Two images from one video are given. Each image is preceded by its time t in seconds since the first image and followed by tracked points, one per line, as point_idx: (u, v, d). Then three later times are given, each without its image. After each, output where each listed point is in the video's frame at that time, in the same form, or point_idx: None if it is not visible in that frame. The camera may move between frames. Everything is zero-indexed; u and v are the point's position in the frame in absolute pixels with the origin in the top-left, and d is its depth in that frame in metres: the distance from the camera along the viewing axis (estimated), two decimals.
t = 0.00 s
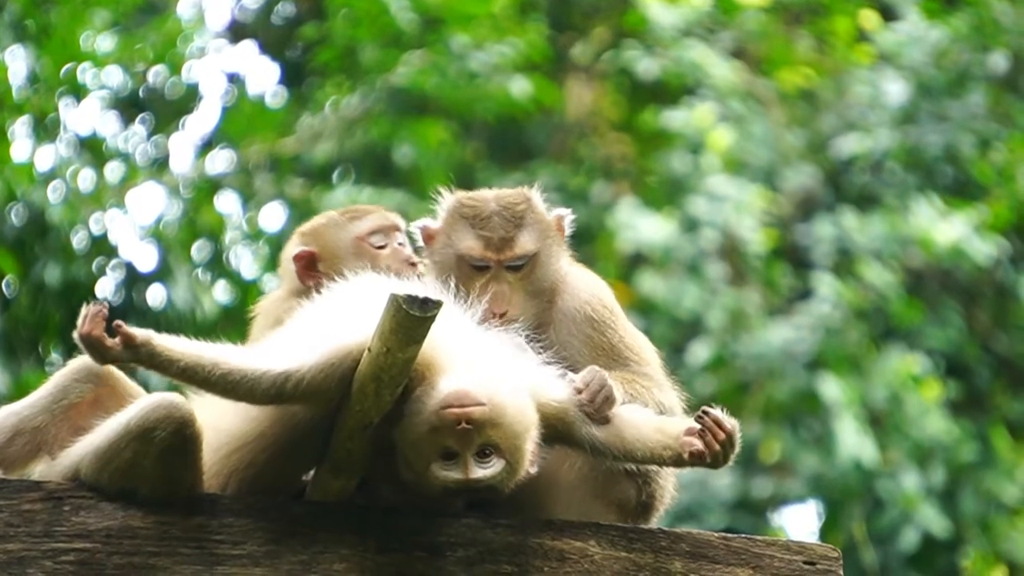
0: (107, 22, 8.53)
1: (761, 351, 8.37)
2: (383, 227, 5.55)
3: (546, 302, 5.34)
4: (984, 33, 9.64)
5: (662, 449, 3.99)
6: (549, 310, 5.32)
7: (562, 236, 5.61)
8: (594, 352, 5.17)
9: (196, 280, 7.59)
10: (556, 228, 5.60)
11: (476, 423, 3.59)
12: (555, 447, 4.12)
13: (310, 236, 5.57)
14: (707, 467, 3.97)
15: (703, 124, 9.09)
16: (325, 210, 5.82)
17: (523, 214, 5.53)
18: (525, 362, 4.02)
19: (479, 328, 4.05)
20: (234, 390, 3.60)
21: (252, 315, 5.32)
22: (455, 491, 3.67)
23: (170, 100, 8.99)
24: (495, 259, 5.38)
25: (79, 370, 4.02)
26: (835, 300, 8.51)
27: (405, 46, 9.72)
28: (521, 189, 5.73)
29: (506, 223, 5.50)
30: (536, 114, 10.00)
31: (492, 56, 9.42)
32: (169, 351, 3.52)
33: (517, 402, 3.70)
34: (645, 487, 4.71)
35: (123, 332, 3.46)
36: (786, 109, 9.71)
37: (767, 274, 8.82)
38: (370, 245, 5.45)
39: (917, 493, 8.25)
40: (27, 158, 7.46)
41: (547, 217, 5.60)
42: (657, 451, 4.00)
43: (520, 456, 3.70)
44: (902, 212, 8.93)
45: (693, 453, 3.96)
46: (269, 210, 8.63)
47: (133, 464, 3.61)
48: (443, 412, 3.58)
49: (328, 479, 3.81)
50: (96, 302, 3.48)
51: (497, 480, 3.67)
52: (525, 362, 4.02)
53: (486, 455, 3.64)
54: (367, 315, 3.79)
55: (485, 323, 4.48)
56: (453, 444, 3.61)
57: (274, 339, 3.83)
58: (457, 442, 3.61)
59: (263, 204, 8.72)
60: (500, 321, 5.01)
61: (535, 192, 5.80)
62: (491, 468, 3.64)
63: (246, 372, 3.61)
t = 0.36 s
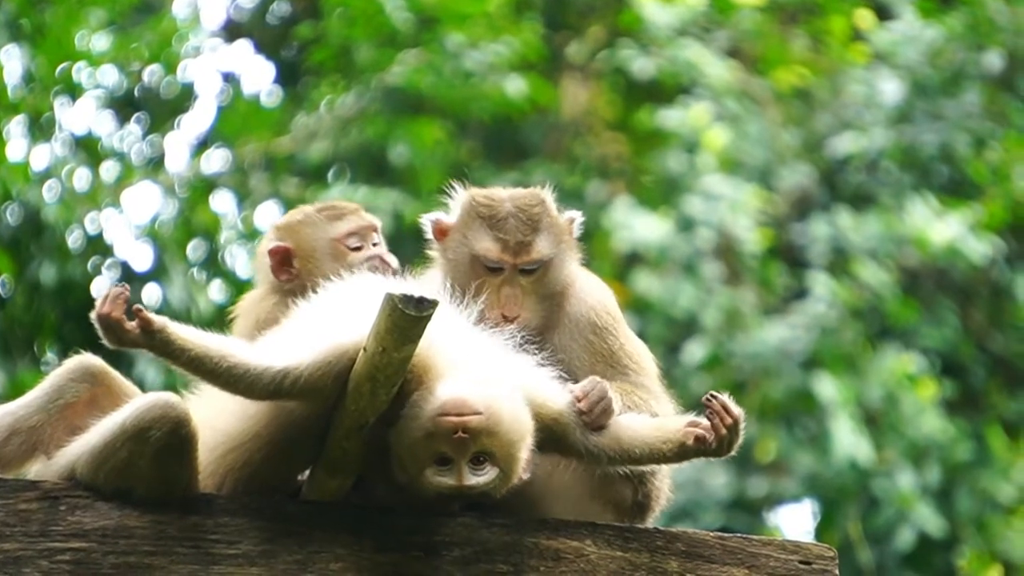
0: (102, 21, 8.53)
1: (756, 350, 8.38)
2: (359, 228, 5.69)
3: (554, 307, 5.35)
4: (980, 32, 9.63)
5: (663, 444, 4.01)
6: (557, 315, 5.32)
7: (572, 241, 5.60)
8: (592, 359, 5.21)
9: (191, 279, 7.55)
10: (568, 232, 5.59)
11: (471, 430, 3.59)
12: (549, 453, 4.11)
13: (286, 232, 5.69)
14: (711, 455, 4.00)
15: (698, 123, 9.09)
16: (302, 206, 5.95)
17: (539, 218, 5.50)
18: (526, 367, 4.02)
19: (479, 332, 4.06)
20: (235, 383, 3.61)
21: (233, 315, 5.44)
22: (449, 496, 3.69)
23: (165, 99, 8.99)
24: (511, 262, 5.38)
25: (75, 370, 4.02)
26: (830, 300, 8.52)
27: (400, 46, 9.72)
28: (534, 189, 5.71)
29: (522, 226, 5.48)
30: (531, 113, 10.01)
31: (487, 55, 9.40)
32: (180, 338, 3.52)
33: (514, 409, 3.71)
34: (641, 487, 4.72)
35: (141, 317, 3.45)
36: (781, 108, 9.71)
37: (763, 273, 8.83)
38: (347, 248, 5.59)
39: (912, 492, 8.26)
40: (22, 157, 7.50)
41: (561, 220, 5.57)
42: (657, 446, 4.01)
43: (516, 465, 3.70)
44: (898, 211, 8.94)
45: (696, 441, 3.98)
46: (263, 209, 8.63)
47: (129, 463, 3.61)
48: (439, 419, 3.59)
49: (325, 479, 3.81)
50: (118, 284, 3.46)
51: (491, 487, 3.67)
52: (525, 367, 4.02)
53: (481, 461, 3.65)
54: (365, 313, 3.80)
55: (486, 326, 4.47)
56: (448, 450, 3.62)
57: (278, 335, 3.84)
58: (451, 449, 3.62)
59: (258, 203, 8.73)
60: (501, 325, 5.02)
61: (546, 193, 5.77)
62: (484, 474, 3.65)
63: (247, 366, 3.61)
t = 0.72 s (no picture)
0: (98, 19, 8.53)
1: (753, 348, 8.39)
2: (342, 222, 5.67)
3: (548, 307, 5.34)
4: (977, 30, 9.66)
5: (663, 449, 3.99)
6: (551, 315, 5.32)
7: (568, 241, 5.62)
8: (587, 359, 5.19)
9: (188, 277, 7.52)
10: (563, 233, 5.62)
11: (469, 432, 3.60)
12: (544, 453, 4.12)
13: (269, 227, 5.70)
14: (713, 464, 3.99)
15: (695, 121, 9.09)
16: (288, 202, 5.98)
17: (534, 218, 5.55)
18: (522, 366, 4.03)
19: (476, 331, 4.06)
20: (234, 381, 3.61)
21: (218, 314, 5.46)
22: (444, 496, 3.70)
23: (162, 97, 8.91)
24: (503, 262, 5.40)
25: (72, 368, 4.04)
26: (826, 298, 8.53)
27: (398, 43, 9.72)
28: (530, 190, 5.75)
29: (516, 226, 5.51)
30: (528, 111, 10.01)
31: (485, 53, 9.39)
32: (181, 336, 3.51)
33: (513, 412, 3.71)
34: (638, 484, 4.73)
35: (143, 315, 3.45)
36: (779, 106, 9.70)
37: (760, 271, 8.83)
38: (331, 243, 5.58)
39: (909, 490, 8.27)
40: (20, 155, 7.51)
41: (555, 220, 5.62)
42: (656, 450, 4.00)
43: (512, 466, 3.71)
44: (895, 209, 8.94)
45: (699, 449, 3.96)
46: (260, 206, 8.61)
47: (126, 461, 3.61)
48: (437, 421, 3.59)
49: (321, 478, 3.82)
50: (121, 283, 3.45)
51: (486, 488, 3.69)
52: (521, 366, 4.03)
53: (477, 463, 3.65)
54: (362, 312, 3.81)
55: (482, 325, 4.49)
56: (445, 450, 3.62)
57: (275, 333, 3.84)
58: (448, 449, 3.62)
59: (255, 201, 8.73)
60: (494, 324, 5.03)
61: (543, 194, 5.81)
62: (480, 475, 3.66)
63: (246, 364, 3.61)
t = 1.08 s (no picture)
0: (95, 19, 8.54)
1: (750, 349, 8.40)
2: (334, 223, 5.68)
3: (541, 310, 5.34)
4: (973, 31, 9.64)
5: (660, 452, 3.97)
6: (544, 317, 5.32)
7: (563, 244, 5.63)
8: (581, 361, 5.20)
9: (185, 278, 7.47)
10: (559, 236, 5.62)
11: (470, 435, 3.60)
12: (540, 454, 4.12)
13: (263, 226, 5.70)
14: (711, 467, 3.94)
15: (692, 122, 9.11)
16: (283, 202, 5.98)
17: (530, 221, 5.54)
18: (519, 369, 4.03)
19: (473, 332, 4.07)
20: (229, 381, 3.61)
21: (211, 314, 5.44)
22: (441, 497, 3.70)
23: (159, 97, 8.92)
24: (498, 264, 5.40)
25: (68, 369, 4.04)
26: (823, 299, 8.54)
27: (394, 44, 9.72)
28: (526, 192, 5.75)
29: (512, 228, 5.51)
30: (524, 112, 10.02)
31: (482, 54, 9.39)
32: (177, 337, 3.51)
33: (512, 416, 3.71)
34: (633, 484, 4.74)
35: (139, 316, 3.45)
36: (775, 107, 9.70)
37: (756, 272, 8.83)
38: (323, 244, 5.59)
39: (905, 491, 8.26)
40: (17, 155, 7.51)
41: (552, 223, 5.62)
42: (652, 454, 3.98)
43: (510, 470, 3.71)
44: (891, 211, 8.94)
45: (697, 452, 3.93)
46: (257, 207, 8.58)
47: (122, 461, 3.61)
48: (438, 423, 3.60)
49: (317, 478, 3.82)
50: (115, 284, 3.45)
51: (484, 491, 3.69)
52: (518, 368, 4.03)
53: (476, 465, 3.66)
54: (359, 313, 3.81)
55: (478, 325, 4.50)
56: (444, 452, 3.63)
57: (271, 332, 3.85)
58: (448, 451, 3.62)
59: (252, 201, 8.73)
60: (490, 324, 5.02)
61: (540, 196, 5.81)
62: (480, 477, 3.67)
63: (241, 364, 3.61)
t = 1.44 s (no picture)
0: (92, 19, 8.55)
1: (747, 349, 8.41)
2: (331, 226, 5.68)
3: (538, 314, 5.35)
4: (971, 32, 9.60)
5: (656, 457, 3.97)
6: (541, 321, 5.33)
7: (558, 247, 5.63)
8: (578, 363, 5.22)
9: (183, 277, 7.47)
10: (554, 240, 5.63)
11: (468, 436, 3.60)
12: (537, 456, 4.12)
13: (261, 225, 5.71)
14: (708, 475, 3.94)
15: (690, 123, 9.07)
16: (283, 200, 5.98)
17: (526, 226, 5.53)
18: (516, 372, 4.04)
19: (470, 334, 4.07)
20: (226, 380, 3.61)
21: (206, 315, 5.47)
22: (438, 497, 3.72)
23: (155, 97, 8.88)
24: (494, 269, 5.39)
25: (65, 369, 4.04)
26: (820, 299, 8.54)
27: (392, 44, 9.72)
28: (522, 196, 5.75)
29: (507, 232, 5.51)
30: (522, 112, 10.02)
31: (479, 54, 9.40)
32: (175, 336, 3.51)
33: (510, 418, 3.72)
34: (631, 484, 4.76)
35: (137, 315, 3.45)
36: (773, 107, 9.71)
37: (754, 273, 8.83)
38: (317, 246, 5.58)
39: (902, 492, 8.26)
40: (14, 155, 7.52)
41: (547, 227, 5.62)
42: (649, 459, 3.97)
43: (507, 471, 3.72)
44: (889, 211, 8.95)
45: (694, 459, 3.92)
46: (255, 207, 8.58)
47: (119, 462, 3.61)
48: (436, 424, 3.60)
49: (315, 477, 3.82)
50: (114, 282, 3.45)
51: (481, 492, 3.71)
52: (514, 369, 4.04)
53: (473, 465, 3.67)
54: (356, 313, 3.81)
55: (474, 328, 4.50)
56: (441, 452, 3.63)
57: (269, 332, 3.85)
58: (445, 452, 3.62)
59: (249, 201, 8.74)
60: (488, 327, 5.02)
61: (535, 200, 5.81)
62: (477, 477, 3.68)
63: (239, 364, 3.61)
